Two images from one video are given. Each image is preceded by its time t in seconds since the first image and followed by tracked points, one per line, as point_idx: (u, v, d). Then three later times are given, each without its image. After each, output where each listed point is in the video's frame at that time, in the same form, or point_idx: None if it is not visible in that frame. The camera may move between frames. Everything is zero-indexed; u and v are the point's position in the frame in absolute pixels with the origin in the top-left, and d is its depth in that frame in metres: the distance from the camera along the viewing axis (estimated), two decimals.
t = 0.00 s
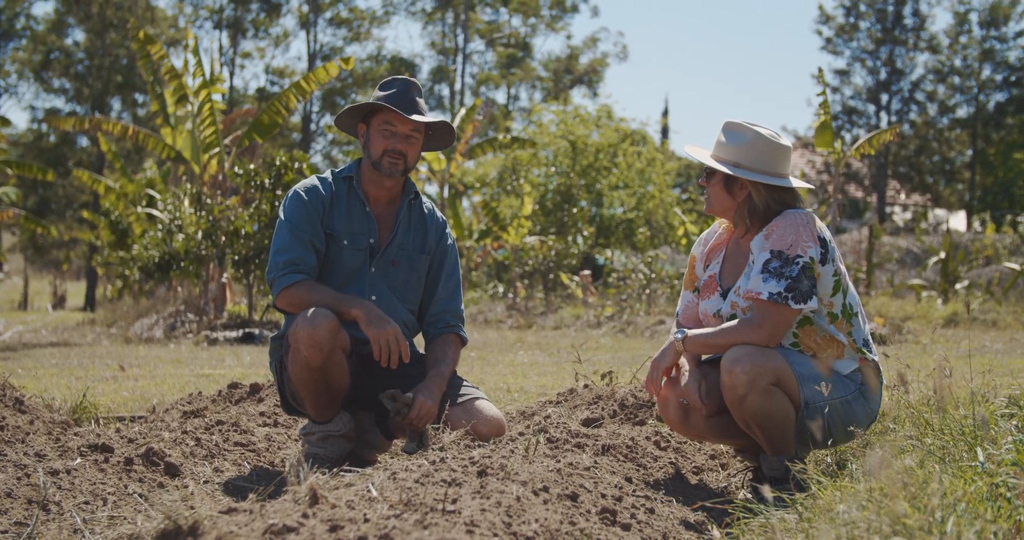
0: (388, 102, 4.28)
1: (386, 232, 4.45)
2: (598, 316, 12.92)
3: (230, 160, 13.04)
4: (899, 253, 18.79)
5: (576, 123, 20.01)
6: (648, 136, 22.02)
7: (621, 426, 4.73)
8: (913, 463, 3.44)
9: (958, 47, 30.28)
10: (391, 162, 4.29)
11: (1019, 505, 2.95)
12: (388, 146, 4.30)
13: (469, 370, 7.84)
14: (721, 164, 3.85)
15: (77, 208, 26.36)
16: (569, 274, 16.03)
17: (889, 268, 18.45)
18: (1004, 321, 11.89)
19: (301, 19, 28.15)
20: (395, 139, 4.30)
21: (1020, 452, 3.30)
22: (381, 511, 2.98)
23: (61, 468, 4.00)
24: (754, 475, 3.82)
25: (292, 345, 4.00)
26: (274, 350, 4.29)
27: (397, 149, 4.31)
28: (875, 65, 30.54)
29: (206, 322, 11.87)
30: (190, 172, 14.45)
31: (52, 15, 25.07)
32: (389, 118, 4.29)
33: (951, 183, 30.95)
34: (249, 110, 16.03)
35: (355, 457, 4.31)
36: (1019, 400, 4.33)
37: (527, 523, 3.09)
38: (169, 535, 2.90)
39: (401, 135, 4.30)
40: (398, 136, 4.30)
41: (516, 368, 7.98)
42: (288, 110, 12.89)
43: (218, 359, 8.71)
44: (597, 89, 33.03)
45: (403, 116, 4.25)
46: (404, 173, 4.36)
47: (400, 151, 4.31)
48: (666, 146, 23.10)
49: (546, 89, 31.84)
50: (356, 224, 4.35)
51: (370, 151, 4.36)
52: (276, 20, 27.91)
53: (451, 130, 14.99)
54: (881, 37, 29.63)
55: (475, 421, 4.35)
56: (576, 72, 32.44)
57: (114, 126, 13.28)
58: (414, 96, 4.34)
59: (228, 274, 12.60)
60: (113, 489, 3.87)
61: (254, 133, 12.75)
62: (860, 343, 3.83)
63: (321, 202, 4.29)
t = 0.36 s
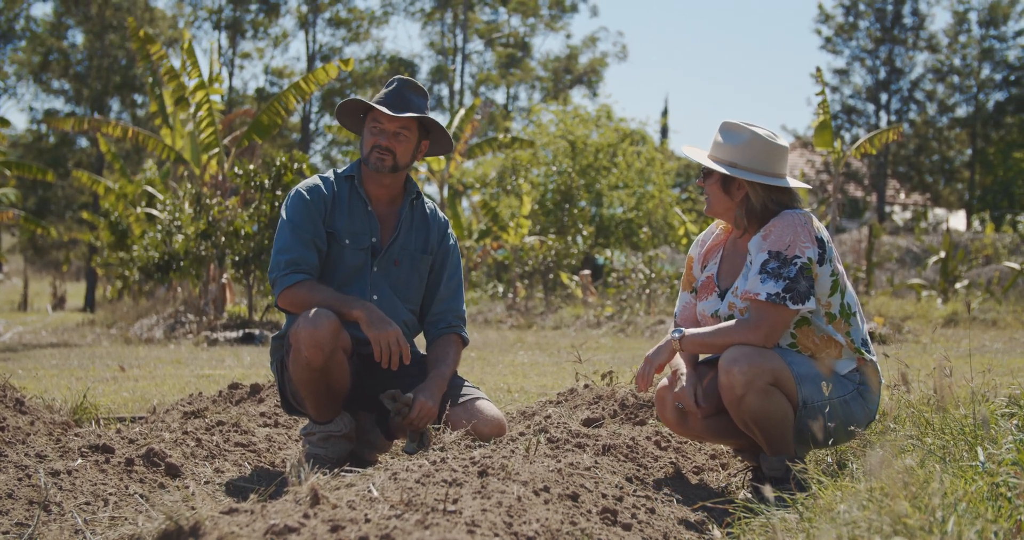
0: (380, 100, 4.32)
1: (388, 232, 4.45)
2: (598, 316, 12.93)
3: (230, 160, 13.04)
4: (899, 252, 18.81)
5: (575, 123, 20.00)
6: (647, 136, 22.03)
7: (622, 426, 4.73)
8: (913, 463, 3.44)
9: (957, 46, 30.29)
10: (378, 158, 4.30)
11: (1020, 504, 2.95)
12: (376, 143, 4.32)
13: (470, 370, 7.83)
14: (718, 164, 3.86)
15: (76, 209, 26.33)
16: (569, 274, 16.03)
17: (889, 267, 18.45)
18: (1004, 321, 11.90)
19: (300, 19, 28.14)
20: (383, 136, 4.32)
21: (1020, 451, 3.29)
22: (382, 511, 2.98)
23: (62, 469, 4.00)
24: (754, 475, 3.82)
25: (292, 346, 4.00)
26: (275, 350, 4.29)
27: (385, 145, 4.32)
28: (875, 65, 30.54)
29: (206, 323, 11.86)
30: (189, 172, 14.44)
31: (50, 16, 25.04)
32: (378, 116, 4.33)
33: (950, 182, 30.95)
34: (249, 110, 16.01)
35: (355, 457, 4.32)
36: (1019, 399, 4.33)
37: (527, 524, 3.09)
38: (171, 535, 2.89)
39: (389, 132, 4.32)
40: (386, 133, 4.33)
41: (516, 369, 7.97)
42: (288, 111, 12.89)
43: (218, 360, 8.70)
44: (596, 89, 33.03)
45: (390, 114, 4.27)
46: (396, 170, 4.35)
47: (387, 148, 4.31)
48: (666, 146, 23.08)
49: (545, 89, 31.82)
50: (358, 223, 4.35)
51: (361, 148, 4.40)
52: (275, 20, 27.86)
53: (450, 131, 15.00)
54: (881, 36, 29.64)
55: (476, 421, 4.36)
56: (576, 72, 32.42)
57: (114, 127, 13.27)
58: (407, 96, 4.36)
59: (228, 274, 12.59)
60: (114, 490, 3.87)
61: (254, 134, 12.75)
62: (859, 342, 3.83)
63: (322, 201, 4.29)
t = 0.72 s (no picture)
0: (379, 95, 4.32)
1: (388, 226, 4.45)
2: (598, 311, 12.94)
3: (229, 155, 13.05)
4: (899, 247, 18.81)
5: (574, 117, 20.00)
6: (647, 130, 22.03)
7: (620, 420, 4.73)
8: (913, 457, 3.44)
9: (957, 41, 30.27)
10: (378, 153, 4.28)
11: (1019, 499, 2.95)
12: (374, 138, 4.31)
13: (469, 364, 7.85)
14: (711, 161, 3.84)
15: (75, 205, 26.35)
16: (568, 269, 16.08)
17: (888, 261, 18.47)
18: (1004, 315, 11.91)
19: (299, 14, 28.12)
20: (382, 131, 4.31)
21: (1019, 445, 3.29)
22: (382, 505, 2.98)
23: (61, 463, 4.01)
24: (753, 468, 3.82)
25: (292, 341, 4.00)
26: (274, 344, 4.29)
27: (384, 140, 4.31)
28: (874, 59, 30.53)
29: (206, 318, 11.86)
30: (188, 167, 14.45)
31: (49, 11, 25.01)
32: (377, 111, 4.33)
33: (950, 177, 30.95)
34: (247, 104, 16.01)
35: (353, 451, 4.32)
36: (1018, 393, 4.34)
37: (527, 517, 3.10)
38: (171, 529, 2.89)
39: (388, 128, 4.31)
40: (385, 128, 4.32)
41: (515, 363, 7.99)
42: (287, 106, 12.88)
43: (218, 355, 8.71)
44: (595, 84, 33.03)
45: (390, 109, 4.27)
46: (395, 165, 4.34)
47: (386, 143, 4.30)
48: (666, 140, 23.09)
49: (544, 84, 31.82)
50: (357, 218, 4.34)
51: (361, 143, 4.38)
52: (274, 15, 27.85)
53: (450, 126, 15.01)
54: (880, 31, 29.63)
55: (474, 415, 4.36)
56: (575, 66, 32.41)
57: (113, 122, 13.27)
58: (405, 91, 4.35)
59: (227, 269, 12.59)
60: (114, 484, 3.87)
61: (253, 129, 12.75)
62: (856, 334, 3.84)
63: (322, 197, 4.28)
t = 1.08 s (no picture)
0: (376, 91, 4.31)
1: (386, 222, 4.45)
2: (597, 307, 12.94)
3: (229, 152, 13.06)
4: (898, 242, 18.80)
5: (573, 114, 20.00)
6: (645, 126, 22.04)
7: (620, 415, 4.72)
8: (911, 452, 3.45)
9: (956, 36, 30.25)
10: (375, 149, 4.28)
11: (1017, 493, 2.95)
12: (371, 134, 4.30)
13: (469, 360, 7.86)
14: (721, 170, 3.77)
15: (75, 201, 26.35)
16: (568, 265, 16.10)
17: (887, 257, 18.48)
18: (1002, 310, 11.92)
19: (298, 11, 28.08)
20: (380, 127, 4.31)
21: (1018, 439, 3.29)
22: (379, 501, 2.98)
23: (59, 460, 4.00)
24: (752, 464, 3.82)
25: (291, 337, 4.00)
26: (272, 340, 4.29)
27: (382, 136, 4.30)
28: (873, 55, 30.51)
29: (205, 314, 11.86)
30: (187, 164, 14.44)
31: (47, 8, 24.96)
32: (375, 107, 4.31)
33: (949, 172, 30.94)
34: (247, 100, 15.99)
35: (352, 447, 4.32)
36: (1017, 388, 4.34)
37: (525, 513, 3.10)
38: (168, 526, 2.89)
39: (386, 123, 4.31)
40: (383, 124, 4.31)
41: (515, 359, 8.00)
42: (286, 103, 12.87)
43: (217, 351, 8.71)
44: (594, 80, 33.00)
45: (387, 105, 4.27)
46: (392, 161, 4.33)
47: (383, 139, 4.30)
48: (665, 136, 23.08)
49: (544, 80, 31.79)
50: (355, 214, 4.34)
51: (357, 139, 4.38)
52: (273, 12, 27.82)
53: (448, 122, 14.99)
54: (879, 27, 29.61)
55: (473, 411, 4.36)
56: (574, 62, 32.38)
57: (112, 119, 13.27)
58: (403, 86, 4.35)
59: (227, 266, 12.59)
60: (112, 481, 3.87)
61: (252, 126, 12.73)
62: (853, 326, 3.85)
63: (320, 193, 4.28)
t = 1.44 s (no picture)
0: (374, 88, 4.31)
1: (384, 220, 4.45)
2: (596, 305, 12.95)
3: (228, 150, 13.06)
4: (897, 240, 18.81)
5: (573, 111, 20.01)
6: (645, 124, 22.05)
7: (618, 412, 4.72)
8: (908, 448, 3.45)
9: (955, 34, 30.25)
10: (374, 146, 4.28)
11: (1015, 489, 2.94)
12: (370, 131, 4.30)
13: (468, 358, 7.87)
14: (703, 187, 3.72)
15: (74, 199, 26.38)
16: (567, 263, 16.13)
17: (887, 254, 18.48)
18: (1002, 308, 11.91)
19: (297, 9, 28.07)
20: (378, 124, 4.31)
21: (1017, 434, 3.29)
22: (378, 498, 2.98)
23: (58, 458, 4.00)
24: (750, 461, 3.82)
25: (289, 333, 4.00)
26: (270, 338, 4.29)
27: (380, 133, 4.30)
28: (873, 52, 30.50)
29: (204, 312, 11.85)
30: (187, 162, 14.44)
31: (46, 6, 24.92)
32: (373, 104, 4.32)
33: (949, 169, 30.92)
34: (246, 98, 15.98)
35: (351, 444, 4.33)
36: (1015, 385, 4.34)
37: (523, 510, 3.10)
38: (165, 522, 2.89)
39: (384, 120, 4.31)
40: (381, 121, 4.31)
41: (513, 356, 8.00)
42: (285, 101, 12.85)
43: (216, 349, 8.71)
44: (594, 78, 32.98)
45: (385, 102, 4.26)
46: (390, 158, 4.33)
47: (381, 136, 4.30)
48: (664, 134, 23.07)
49: (543, 78, 31.76)
50: (353, 212, 4.34)
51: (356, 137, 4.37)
52: (272, 10, 27.79)
53: (447, 120, 14.98)
54: (879, 24, 29.59)
55: (471, 408, 4.35)
56: (574, 60, 32.35)
57: (110, 117, 13.26)
58: (400, 83, 4.34)
59: (226, 264, 12.58)
60: (110, 478, 3.87)
61: (251, 124, 12.72)
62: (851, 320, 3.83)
63: (318, 191, 4.28)
